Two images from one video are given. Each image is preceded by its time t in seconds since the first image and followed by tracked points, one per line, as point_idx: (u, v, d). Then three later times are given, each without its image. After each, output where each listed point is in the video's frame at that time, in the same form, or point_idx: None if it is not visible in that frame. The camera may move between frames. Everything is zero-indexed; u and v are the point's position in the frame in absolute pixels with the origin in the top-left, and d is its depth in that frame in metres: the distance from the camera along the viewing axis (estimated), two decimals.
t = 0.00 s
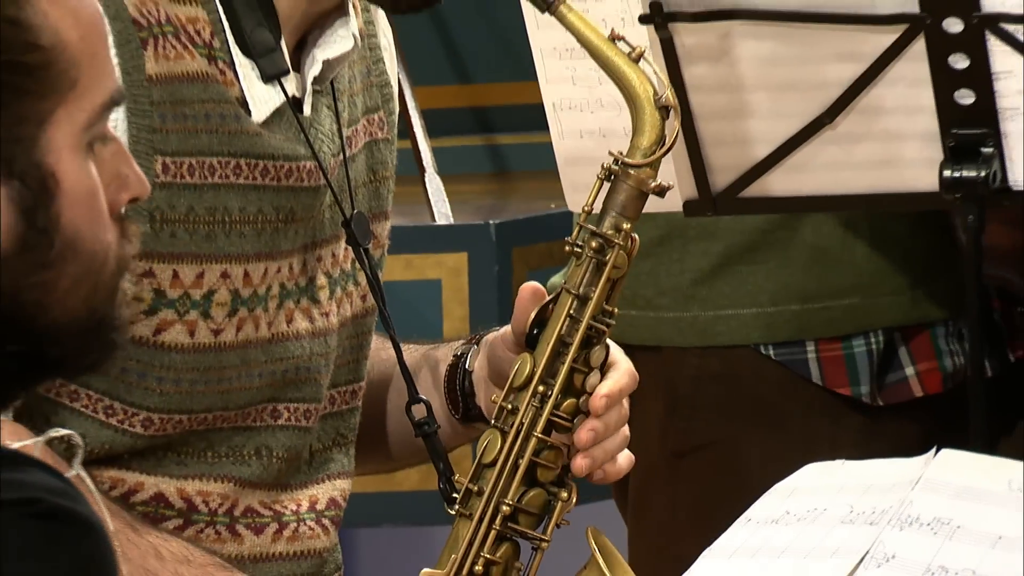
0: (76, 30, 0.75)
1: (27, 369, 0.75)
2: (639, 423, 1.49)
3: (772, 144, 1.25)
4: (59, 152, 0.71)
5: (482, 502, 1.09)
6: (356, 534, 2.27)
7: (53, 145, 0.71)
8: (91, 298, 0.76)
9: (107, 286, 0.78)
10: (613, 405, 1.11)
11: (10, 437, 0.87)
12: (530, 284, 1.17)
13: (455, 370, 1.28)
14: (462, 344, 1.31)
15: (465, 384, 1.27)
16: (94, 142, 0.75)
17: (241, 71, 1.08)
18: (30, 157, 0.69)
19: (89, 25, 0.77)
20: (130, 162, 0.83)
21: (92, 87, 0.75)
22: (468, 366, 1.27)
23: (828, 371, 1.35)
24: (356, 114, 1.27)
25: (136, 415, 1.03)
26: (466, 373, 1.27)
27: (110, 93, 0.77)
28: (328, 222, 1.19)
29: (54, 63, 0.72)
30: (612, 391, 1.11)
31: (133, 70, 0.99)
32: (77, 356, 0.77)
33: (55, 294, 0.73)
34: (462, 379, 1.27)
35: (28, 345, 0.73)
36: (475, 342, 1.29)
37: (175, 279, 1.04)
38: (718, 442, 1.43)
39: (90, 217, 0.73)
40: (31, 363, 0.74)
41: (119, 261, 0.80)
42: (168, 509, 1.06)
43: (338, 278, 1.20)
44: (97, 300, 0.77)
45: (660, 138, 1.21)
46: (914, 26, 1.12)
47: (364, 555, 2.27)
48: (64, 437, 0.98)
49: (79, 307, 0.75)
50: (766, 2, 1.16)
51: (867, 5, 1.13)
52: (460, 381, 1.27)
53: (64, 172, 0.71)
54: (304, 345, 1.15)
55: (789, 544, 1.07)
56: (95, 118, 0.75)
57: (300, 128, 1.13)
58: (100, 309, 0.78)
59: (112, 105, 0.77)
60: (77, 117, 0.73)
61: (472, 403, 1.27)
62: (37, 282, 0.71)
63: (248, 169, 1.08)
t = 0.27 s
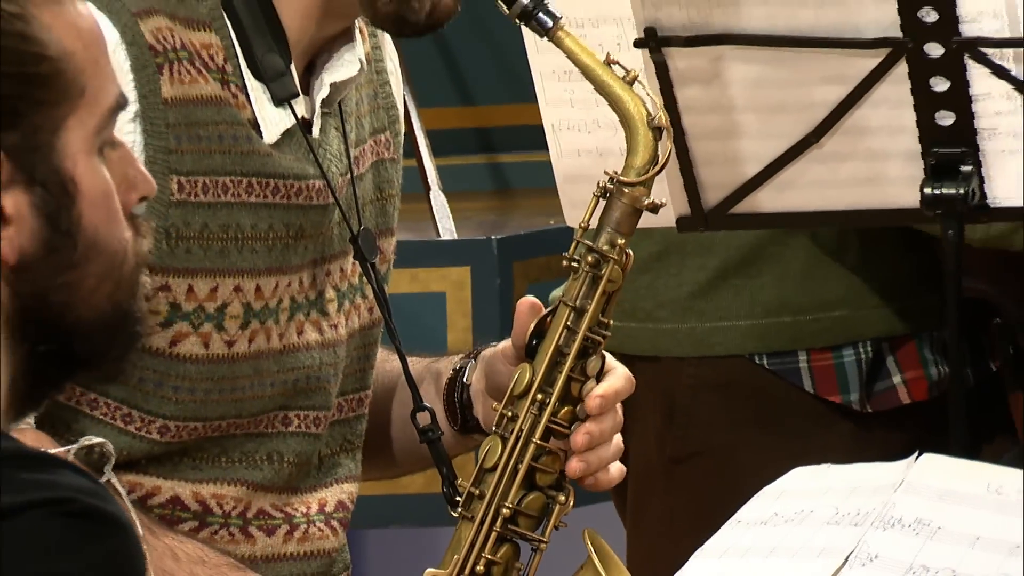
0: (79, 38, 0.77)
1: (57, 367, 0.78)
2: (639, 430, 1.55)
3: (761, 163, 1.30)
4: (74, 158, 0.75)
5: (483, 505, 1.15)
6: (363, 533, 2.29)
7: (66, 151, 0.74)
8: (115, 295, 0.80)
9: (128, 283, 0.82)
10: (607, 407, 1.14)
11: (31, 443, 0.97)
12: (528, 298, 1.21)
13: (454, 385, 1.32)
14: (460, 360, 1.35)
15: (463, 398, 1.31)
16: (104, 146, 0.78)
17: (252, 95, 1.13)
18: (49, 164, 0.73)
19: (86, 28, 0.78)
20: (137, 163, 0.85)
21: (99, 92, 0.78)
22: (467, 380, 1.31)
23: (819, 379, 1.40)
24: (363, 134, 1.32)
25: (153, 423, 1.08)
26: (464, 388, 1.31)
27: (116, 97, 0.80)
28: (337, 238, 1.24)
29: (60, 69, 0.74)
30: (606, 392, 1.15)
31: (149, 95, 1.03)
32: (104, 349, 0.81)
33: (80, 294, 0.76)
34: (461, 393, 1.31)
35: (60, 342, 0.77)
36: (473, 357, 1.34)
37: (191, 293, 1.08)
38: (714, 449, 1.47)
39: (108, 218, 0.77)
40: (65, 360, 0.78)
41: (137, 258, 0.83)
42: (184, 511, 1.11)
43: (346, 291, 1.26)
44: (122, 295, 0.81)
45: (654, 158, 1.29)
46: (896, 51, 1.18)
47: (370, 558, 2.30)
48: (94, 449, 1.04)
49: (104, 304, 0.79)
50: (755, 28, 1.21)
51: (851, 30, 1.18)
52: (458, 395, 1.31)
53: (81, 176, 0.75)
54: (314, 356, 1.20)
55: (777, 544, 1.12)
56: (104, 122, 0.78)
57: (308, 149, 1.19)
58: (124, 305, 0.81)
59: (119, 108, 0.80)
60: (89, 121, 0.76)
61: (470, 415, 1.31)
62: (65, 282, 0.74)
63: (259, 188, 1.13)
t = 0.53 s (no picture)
0: (88, 59, 0.82)
1: (70, 372, 0.83)
2: (626, 435, 1.59)
3: (745, 180, 1.36)
4: (88, 172, 0.80)
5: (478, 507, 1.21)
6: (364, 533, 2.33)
7: (81, 163, 0.79)
8: (126, 304, 0.85)
9: (138, 294, 0.87)
10: (588, 408, 1.20)
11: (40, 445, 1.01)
12: (521, 310, 1.27)
13: (446, 388, 1.38)
14: (454, 364, 1.41)
15: (455, 399, 1.37)
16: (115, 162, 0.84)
17: (259, 115, 1.19)
18: (66, 175, 0.77)
19: (88, 46, 0.83)
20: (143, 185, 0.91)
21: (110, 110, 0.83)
22: (459, 382, 1.37)
23: (799, 387, 1.46)
24: (363, 152, 1.38)
25: (163, 430, 1.14)
26: (456, 389, 1.37)
27: (126, 117, 0.85)
28: (339, 252, 1.30)
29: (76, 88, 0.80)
30: (590, 394, 1.21)
31: (161, 119, 1.09)
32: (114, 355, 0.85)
33: (92, 303, 0.81)
34: (453, 394, 1.37)
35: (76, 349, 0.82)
36: (468, 361, 1.40)
37: (200, 306, 1.14)
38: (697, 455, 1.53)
39: (119, 229, 0.82)
40: (78, 366, 0.83)
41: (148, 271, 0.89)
42: (193, 513, 1.16)
43: (348, 302, 1.31)
44: (132, 304, 0.86)
45: (641, 175, 1.33)
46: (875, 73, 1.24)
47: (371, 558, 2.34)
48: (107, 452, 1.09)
49: (115, 313, 0.84)
50: (740, 51, 1.28)
51: (831, 53, 1.24)
52: (450, 396, 1.37)
53: (95, 189, 0.80)
54: (318, 364, 1.26)
55: (759, 544, 1.18)
56: (116, 140, 0.83)
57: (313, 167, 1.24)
58: (135, 314, 0.86)
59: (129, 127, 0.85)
60: (103, 136, 0.82)
61: (460, 415, 1.37)
62: (78, 287, 0.79)
63: (265, 206, 1.19)
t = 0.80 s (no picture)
0: (109, 88, 0.87)
1: (79, 381, 0.88)
2: (615, 440, 1.65)
3: (729, 196, 1.42)
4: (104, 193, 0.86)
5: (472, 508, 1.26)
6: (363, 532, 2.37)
7: (98, 184, 0.85)
8: (133, 322, 0.90)
9: (145, 314, 0.92)
10: (577, 413, 1.26)
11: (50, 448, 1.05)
12: (514, 320, 1.32)
13: (444, 393, 1.43)
14: (450, 371, 1.46)
15: (452, 405, 1.42)
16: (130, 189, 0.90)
17: (262, 134, 1.24)
18: (84, 191, 0.83)
19: (114, 82, 0.89)
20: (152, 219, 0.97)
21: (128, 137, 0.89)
22: (456, 389, 1.42)
23: (782, 394, 1.52)
24: (363, 169, 1.44)
25: (172, 435, 1.19)
26: (453, 396, 1.42)
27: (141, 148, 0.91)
28: (339, 265, 1.35)
29: (97, 112, 0.85)
30: (579, 402, 1.26)
31: (169, 138, 1.14)
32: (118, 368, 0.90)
33: (103, 316, 0.86)
34: (450, 401, 1.42)
35: (87, 357, 0.87)
36: (463, 368, 1.45)
37: (206, 316, 1.19)
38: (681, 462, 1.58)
39: (131, 249, 0.88)
40: (87, 377, 0.88)
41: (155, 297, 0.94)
42: (199, 513, 1.22)
43: (348, 312, 1.37)
44: (139, 323, 0.91)
45: (630, 192, 1.40)
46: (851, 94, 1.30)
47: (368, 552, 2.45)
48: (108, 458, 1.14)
49: (122, 328, 0.89)
50: (723, 72, 1.34)
51: (810, 73, 1.30)
52: (448, 403, 1.42)
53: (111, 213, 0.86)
54: (319, 372, 1.31)
55: (741, 543, 1.26)
56: (129, 166, 0.89)
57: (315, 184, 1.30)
58: (141, 333, 0.92)
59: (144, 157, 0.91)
60: (119, 162, 0.87)
61: (458, 421, 1.42)
62: (90, 299, 0.84)
63: (268, 221, 1.24)
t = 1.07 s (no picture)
0: (131, 119, 0.95)
1: (90, 393, 0.93)
2: (604, 443, 1.71)
3: (711, 210, 1.48)
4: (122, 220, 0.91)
5: (466, 509, 1.32)
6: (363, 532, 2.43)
7: (117, 208, 0.91)
8: (141, 343, 0.95)
9: (155, 331, 0.97)
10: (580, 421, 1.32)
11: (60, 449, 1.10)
12: (508, 328, 1.40)
13: (438, 406, 1.48)
14: (445, 384, 1.52)
15: (447, 416, 1.48)
16: (147, 218, 0.96)
17: (266, 151, 1.29)
18: (104, 211, 0.89)
19: (138, 121, 0.96)
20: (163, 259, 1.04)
21: (145, 170, 0.95)
22: (450, 402, 1.48)
23: (765, 400, 1.57)
24: (362, 186, 1.49)
25: (178, 439, 1.25)
26: (448, 408, 1.48)
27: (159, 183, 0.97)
28: (340, 276, 1.41)
29: (119, 139, 0.92)
30: (581, 408, 1.33)
31: (176, 155, 1.20)
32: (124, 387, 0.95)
33: (114, 332, 0.92)
34: (444, 413, 1.48)
35: (98, 369, 0.92)
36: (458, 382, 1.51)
37: (212, 325, 1.25)
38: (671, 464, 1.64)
39: (143, 273, 0.94)
40: (97, 389, 0.93)
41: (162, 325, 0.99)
42: (206, 514, 1.27)
43: (349, 322, 1.43)
44: (148, 345, 0.96)
45: (617, 206, 1.48)
46: (829, 113, 1.36)
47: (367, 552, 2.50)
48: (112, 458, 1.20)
49: (130, 347, 0.94)
50: (707, 92, 1.40)
51: (790, 93, 1.37)
52: (442, 414, 1.48)
53: (128, 240, 0.92)
54: (320, 379, 1.36)
55: (725, 542, 1.33)
56: (146, 198, 0.95)
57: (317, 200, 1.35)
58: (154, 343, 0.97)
59: (160, 192, 0.97)
60: (137, 191, 0.93)
61: (452, 432, 1.47)
62: (104, 313, 0.90)
63: (271, 234, 1.29)
